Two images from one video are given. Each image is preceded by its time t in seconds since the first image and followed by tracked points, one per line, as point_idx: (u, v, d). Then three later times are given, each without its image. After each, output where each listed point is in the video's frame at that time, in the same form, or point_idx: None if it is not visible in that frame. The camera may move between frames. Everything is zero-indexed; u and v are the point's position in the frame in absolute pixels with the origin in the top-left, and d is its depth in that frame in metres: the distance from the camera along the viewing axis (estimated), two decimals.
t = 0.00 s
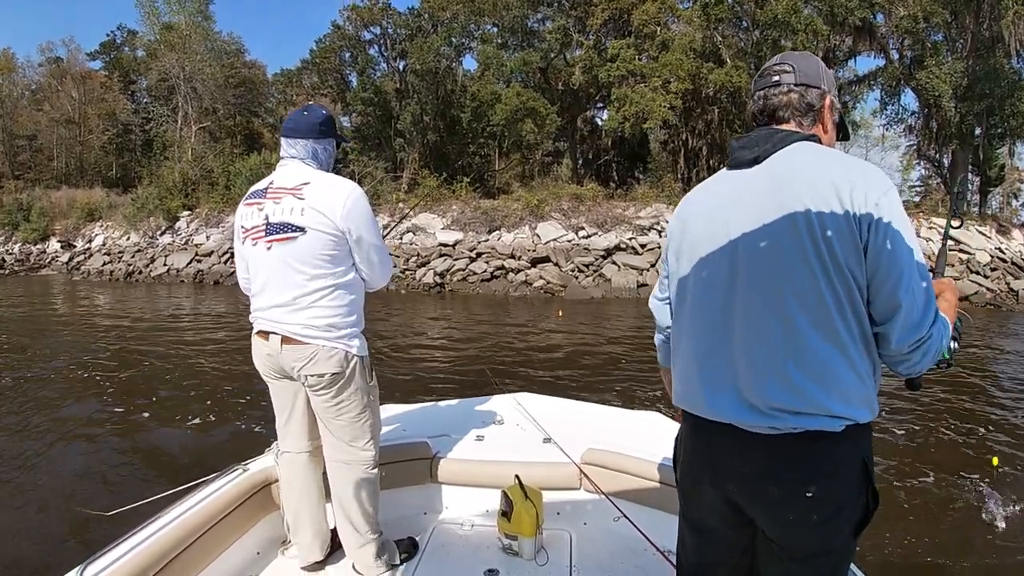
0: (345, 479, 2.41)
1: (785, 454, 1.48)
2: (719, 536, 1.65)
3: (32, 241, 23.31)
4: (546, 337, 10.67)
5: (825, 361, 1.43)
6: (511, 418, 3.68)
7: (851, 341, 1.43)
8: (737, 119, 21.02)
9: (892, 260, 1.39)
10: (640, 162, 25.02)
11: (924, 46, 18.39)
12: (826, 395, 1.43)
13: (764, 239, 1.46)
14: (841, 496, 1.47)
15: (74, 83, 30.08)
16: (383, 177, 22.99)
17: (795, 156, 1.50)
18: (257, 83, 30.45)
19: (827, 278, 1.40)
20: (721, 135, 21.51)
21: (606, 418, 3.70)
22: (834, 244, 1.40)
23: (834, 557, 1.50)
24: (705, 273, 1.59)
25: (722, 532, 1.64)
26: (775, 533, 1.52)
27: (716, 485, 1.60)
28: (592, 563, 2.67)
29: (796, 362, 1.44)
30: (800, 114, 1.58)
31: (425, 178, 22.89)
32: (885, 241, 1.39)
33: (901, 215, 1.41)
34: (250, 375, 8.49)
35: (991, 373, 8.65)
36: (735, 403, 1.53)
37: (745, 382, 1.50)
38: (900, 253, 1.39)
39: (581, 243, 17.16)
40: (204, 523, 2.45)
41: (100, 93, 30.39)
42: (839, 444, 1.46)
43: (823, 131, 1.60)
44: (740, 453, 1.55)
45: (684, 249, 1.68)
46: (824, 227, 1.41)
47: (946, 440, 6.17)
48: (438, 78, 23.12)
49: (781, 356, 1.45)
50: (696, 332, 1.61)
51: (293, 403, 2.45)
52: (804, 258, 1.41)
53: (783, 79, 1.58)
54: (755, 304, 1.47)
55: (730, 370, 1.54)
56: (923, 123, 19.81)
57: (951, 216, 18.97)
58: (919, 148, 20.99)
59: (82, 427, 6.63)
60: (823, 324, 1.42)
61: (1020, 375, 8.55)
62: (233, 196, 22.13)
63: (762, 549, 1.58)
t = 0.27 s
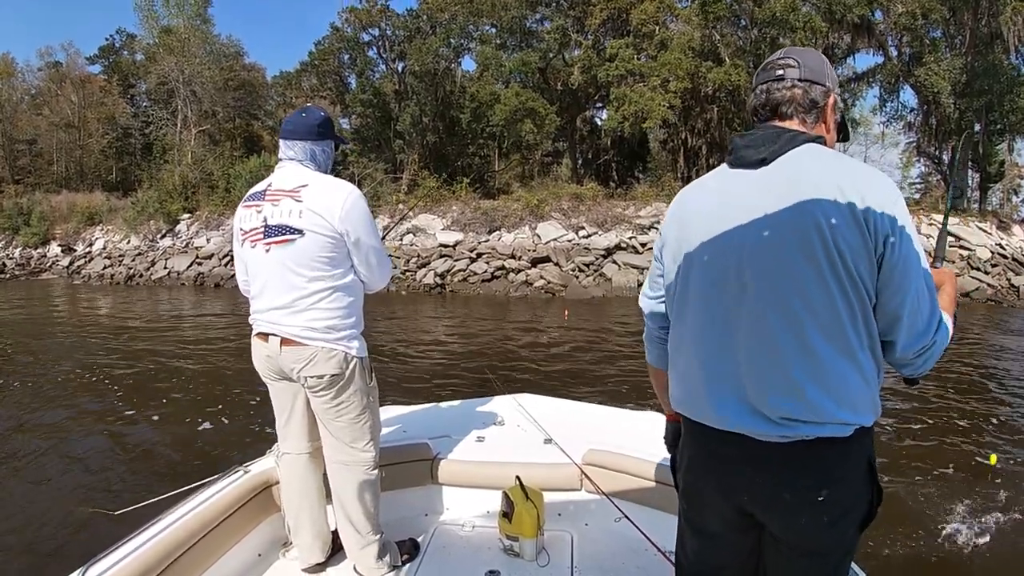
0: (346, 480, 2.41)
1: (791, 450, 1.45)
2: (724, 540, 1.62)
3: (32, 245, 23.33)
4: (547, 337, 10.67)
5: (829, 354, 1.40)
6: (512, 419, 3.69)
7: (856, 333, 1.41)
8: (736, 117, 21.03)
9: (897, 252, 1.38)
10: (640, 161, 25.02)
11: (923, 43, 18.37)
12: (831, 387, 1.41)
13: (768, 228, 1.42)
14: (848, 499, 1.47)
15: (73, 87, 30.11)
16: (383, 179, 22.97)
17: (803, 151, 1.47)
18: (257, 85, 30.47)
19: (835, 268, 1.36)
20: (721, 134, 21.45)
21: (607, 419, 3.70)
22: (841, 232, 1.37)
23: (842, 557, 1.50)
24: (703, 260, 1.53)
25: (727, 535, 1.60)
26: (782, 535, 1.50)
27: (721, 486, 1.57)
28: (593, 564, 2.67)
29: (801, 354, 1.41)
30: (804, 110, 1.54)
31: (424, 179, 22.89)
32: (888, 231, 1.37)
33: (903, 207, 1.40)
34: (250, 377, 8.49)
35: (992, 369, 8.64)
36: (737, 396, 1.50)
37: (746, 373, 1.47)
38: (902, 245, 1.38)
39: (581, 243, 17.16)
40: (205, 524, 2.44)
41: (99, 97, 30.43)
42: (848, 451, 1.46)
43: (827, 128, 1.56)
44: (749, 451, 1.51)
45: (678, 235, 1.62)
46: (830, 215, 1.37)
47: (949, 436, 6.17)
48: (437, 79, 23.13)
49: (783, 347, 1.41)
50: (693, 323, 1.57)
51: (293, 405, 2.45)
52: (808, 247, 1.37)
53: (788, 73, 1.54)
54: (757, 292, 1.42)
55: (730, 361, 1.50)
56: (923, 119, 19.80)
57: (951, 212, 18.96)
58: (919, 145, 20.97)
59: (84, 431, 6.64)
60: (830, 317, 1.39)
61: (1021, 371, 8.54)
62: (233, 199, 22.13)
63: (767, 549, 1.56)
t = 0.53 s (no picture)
0: (349, 482, 2.41)
1: (797, 443, 1.46)
2: (733, 541, 1.61)
3: (33, 246, 23.34)
4: (547, 337, 10.66)
5: (835, 345, 1.40)
6: (513, 420, 3.69)
7: (861, 323, 1.41)
8: (736, 116, 21.03)
9: (901, 239, 1.38)
10: (640, 161, 25.04)
11: (923, 41, 18.35)
12: (837, 377, 1.42)
13: (770, 218, 1.42)
14: (857, 499, 1.50)
15: (73, 88, 30.12)
16: (383, 179, 22.94)
17: (811, 147, 1.47)
18: (256, 86, 30.45)
19: (838, 258, 1.36)
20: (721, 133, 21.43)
21: (608, 419, 3.71)
22: (843, 220, 1.36)
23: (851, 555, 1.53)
24: (704, 251, 1.53)
25: (736, 536, 1.60)
26: (793, 534, 1.51)
27: (730, 485, 1.56)
28: (596, 565, 2.67)
29: (805, 346, 1.41)
30: (808, 106, 1.53)
31: (424, 179, 22.88)
32: (892, 219, 1.37)
33: (906, 195, 1.40)
34: (251, 377, 8.49)
35: (993, 367, 8.64)
36: (741, 388, 1.50)
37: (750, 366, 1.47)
38: (908, 232, 1.38)
39: (581, 243, 17.16)
40: (207, 528, 2.45)
41: (99, 99, 30.43)
42: (858, 451, 1.48)
43: (831, 125, 1.56)
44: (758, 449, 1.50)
45: (680, 228, 1.62)
46: (833, 203, 1.37)
47: (949, 435, 6.18)
48: (436, 79, 23.15)
49: (787, 338, 1.41)
50: (696, 316, 1.57)
51: (296, 408, 2.45)
52: (815, 242, 1.37)
53: (792, 67, 1.54)
54: (760, 284, 1.42)
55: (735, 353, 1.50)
56: (922, 118, 19.80)
57: (952, 210, 18.96)
58: (919, 143, 20.96)
59: (84, 432, 6.65)
60: (836, 307, 1.38)
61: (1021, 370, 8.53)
62: (233, 199, 22.12)
63: (777, 550, 1.56)
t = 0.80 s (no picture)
0: (352, 483, 2.41)
1: (801, 436, 1.45)
2: (741, 540, 1.61)
3: (32, 244, 23.32)
4: (547, 336, 10.66)
5: (835, 337, 1.40)
6: (514, 420, 3.69)
7: (864, 315, 1.40)
8: (736, 116, 21.05)
9: (901, 228, 1.37)
10: (640, 160, 25.04)
11: (923, 41, 18.34)
12: (837, 370, 1.41)
13: (769, 211, 1.42)
14: (864, 499, 1.52)
15: (73, 86, 30.10)
16: (383, 178, 22.88)
17: (815, 143, 1.47)
18: (256, 85, 30.43)
19: (837, 250, 1.35)
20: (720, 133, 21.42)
21: (609, 419, 3.71)
22: (843, 211, 1.36)
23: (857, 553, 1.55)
24: (702, 247, 1.53)
25: (745, 535, 1.60)
26: (801, 534, 1.52)
27: (737, 485, 1.57)
28: (598, 565, 2.68)
29: (806, 338, 1.41)
30: (815, 103, 1.53)
31: (424, 178, 22.86)
32: (892, 208, 1.37)
33: (906, 185, 1.40)
34: (251, 376, 8.48)
35: (993, 367, 8.64)
36: (742, 382, 1.51)
37: (750, 361, 1.48)
38: (908, 221, 1.37)
39: (580, 242, 17.15)
40: (211, 530, 2.46)
41: (99, 97, 30.40)
42: (865, 452, 1.49)
43: (836, 124, 1.56)
44: (764, 447, 1.50)
45: (678, 225, 1.62)
46: (832, 195, 1.37)
47: (949, 435, 6.19)
48: (436, 78, 23.15)
49: (791, 340, 1.42)
50: (699, 318, 1.57)
51: (299, 409, 2.45)
52: (818, 244, 1.36)
53: (799, 63, 1.54)
54: (758, 277, 1.43)
55: (734, 348, 1.50)
56: (922, 118, 19.81)
57: (952, 211, 18.98)
58: (919, 143, 20.96)
59: (85, 431, 6.64)
60: (835, 300, 1.38)
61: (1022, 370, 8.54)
62: (233, 198, 22.10)
63: (785, 548, 1.57)
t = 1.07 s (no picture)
0: (353, 483, 2.42)
1: (801, 435, 1.45)
2: (741, 537, 1.62)
3: (32, 241, 23.30)
4: (547, 336, 10.66)
5: (835, 339, 1.40)
6: (515, 420, 3.69)
7: (864, 312, 1.39)
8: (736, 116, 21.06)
9: (903, 222, 1.36)
10: (640, 160, 25.04)
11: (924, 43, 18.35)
12: (837, 372, 1.41)
13: (766, 208, 1.42)
14: (865, 499, 1.52)
15: (73, 83, 30.07)
16: (383, 176, 22.84)
17: (820, 140, 1.46)
18: (257, 82, 30.40)
19: (836, 246, 1.35)
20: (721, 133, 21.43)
21: (609, 418, 3.72)
22: (842, 207, 1.35)
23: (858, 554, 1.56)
24: (700, 244, 1.54)
25: (744, 533, 1.61)
26: (801, 532, 1.52)
27: (738, 483, 1.57)
28: (599, 564, 2.68)
29: (804, 337, 1.40)
30: (823, 103, 1.52)
31: (424, 177, 22.85)
32: (893, 202, 1.35)
33: (909, 182, 1.38)
34: (250, 375, 8.48)
35: (992, 370, 8.65)
36: (741, 380, 1.51)
37: (749, 361, 1.48)
38: (909, 216, 1.36)
39: (580, 242, 17.15)
40: (212, 530, 2.46)
41: (99, 93, 30.35)
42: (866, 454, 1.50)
43: (842, 125, 1.55)
44: (764, 447, 1.51)
45: (679, 222, 1.63)
46: (832, 193, 1.36)
47: (948, 437, 6.21)
48: (437, 77, 23.16)
49: (789, 342, 1.42)
50: (699, 317, 1.58)
51: (300, 409, 2.45)
52: (817, 244, 1.36)
53: (809, 60, 1.52)
54: (755, 274, 1.43)
55: (733, 345, 1.51)
56: (922, 120, 19.83)
57: (952, 213, 19.00)
58: (919, 145, 20.99)
59: (84, 428, 6.64)
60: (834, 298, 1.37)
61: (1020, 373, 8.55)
62: (233, 196, 22.09)
63: (785, 547, 1.57)
